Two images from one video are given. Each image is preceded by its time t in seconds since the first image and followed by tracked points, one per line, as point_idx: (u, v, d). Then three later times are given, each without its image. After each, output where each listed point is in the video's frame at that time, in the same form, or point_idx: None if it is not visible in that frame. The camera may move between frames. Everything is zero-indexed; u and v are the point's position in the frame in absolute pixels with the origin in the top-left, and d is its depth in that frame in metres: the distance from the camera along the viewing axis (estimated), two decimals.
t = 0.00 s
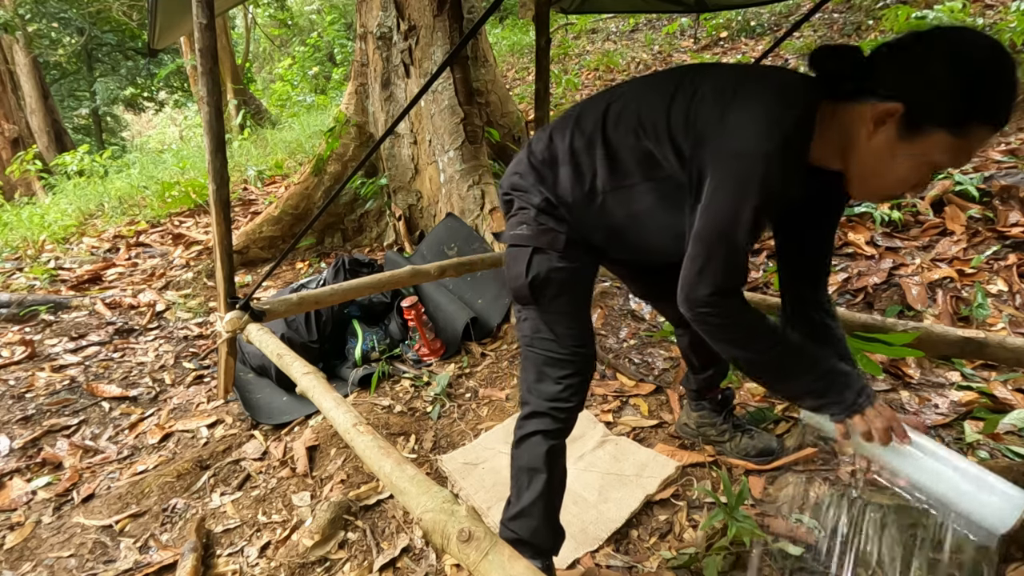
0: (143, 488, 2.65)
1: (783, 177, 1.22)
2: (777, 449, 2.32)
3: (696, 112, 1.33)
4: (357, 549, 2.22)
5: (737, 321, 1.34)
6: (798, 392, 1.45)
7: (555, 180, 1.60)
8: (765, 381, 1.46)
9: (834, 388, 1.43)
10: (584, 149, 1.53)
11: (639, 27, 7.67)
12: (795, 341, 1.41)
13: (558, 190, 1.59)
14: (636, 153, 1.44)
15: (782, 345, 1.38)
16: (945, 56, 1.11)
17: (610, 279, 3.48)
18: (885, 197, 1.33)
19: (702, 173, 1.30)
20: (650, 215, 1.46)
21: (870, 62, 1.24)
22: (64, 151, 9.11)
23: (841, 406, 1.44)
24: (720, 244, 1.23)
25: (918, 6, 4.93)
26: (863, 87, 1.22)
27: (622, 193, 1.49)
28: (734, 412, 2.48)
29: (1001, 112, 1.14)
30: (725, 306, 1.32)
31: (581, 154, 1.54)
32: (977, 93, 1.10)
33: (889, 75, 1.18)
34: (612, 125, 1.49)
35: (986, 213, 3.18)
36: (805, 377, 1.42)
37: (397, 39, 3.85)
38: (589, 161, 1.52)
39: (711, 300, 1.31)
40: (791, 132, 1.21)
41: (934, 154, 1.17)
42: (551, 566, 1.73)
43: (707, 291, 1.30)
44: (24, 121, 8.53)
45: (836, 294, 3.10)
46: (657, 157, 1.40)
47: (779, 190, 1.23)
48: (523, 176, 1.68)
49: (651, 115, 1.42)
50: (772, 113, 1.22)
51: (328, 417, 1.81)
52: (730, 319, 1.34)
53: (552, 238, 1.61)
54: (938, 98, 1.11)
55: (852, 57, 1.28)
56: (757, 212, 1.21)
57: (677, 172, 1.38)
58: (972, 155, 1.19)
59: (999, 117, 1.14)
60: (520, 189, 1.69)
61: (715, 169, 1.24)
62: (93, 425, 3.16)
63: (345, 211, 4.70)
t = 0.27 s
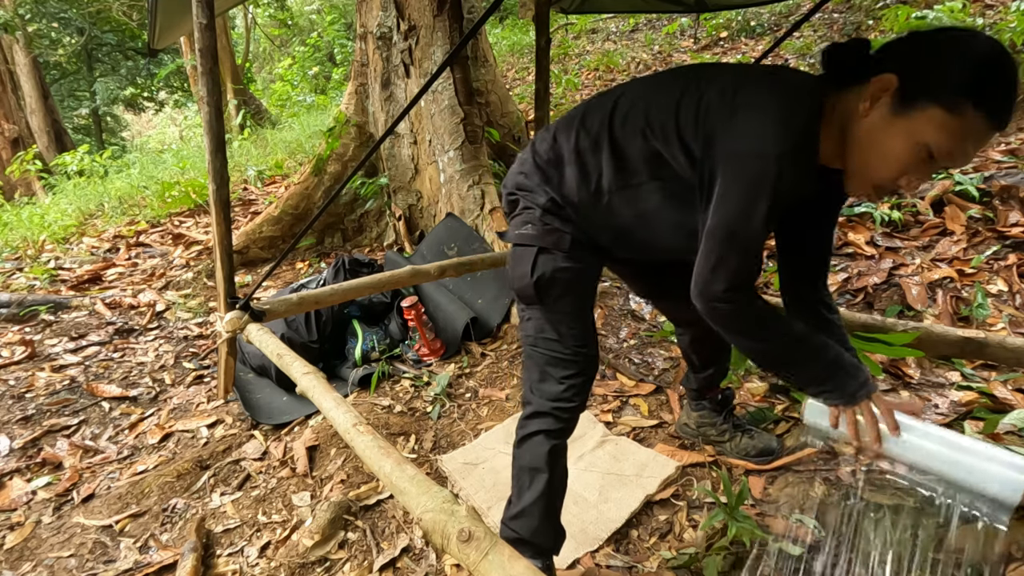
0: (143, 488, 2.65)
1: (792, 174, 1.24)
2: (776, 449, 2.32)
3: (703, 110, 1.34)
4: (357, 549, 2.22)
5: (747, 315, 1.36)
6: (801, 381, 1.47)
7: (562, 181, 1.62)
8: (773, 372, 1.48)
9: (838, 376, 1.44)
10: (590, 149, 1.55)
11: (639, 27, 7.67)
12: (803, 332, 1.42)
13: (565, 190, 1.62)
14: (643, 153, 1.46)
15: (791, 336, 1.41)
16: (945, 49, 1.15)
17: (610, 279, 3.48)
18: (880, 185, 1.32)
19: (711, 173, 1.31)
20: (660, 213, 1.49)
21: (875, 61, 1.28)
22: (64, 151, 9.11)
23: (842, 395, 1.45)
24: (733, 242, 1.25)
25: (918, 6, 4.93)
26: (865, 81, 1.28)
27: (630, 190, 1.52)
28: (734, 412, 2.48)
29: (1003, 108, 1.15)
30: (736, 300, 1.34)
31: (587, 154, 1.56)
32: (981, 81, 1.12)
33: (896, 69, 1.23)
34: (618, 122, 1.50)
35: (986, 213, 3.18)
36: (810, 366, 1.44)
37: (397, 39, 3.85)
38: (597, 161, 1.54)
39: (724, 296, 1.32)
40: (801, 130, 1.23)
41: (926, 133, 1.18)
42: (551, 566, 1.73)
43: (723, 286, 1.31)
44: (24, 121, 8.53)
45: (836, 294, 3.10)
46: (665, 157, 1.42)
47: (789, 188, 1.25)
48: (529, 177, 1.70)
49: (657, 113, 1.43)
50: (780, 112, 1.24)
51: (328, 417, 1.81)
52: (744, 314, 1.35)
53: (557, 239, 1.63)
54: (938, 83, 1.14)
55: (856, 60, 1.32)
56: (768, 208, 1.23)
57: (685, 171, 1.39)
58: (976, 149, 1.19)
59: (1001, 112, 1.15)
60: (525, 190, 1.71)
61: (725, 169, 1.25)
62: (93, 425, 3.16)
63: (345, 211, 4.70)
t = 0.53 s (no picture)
0: (143, 488, 2.65)
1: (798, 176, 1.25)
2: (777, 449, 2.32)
3: (708, 111, 1.34)
4: (357, 549, 2.22)
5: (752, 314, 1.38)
6: (802, 378, 1.48)
7: (566, 181, 1.63)
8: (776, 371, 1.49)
9: (839, 371, 1.47)
10: (593, 149, 1.56)
11: (639, 27, 7.68)
12: (805, 328, 1.45)
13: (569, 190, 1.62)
14: (647, 153, 1.47)
15: (794, 334, 1.43)
16: (945, 46, 1.16)
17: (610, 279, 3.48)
18: (875, 178, 1.32)
19: (716, 173, 1.31)
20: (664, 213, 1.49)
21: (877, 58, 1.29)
22: (64, 151, 9.11)
23: (844, 392, 1.49)
24: (740, 243, 1.26)
25: (918, 6, 4.93)
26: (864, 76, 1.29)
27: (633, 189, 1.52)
28: (734, 412, 2.47)
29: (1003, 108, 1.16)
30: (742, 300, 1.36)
31: (591, 154, 1.56)
32: (981, 76, 1.12)
33: (896, 65, 1.23)
34: (621, 121, 1.51)
35: (986, 213, 3.18)
36: (814, 361, 1.46)
37: (397, 39, 3.85)
38: (601, 161, 1.55)
39: (730, 296, 1.33)
40: (804, 131, 1.24)
41: (922, 125, 1.18)
42: (551, 566, 1.73)
43: (730, 285, 1.32)
44: (24, 121, 8.53)
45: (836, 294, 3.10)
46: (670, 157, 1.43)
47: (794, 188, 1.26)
48: (533, 177, 1.70)
49: (661, 113, 1.43)
50: (786, 115, 1.25)
51: (329, 417, 1.81)
52: (749, 312, 1.37)
53: (561, 239, 1.63)
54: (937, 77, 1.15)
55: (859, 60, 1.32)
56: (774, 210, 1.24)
57: (690, 171, 1.40)
58: (975, 146, 1.19)
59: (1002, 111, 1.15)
60: (529, 190, 1.71)
61: (730, 170, 1.25)
62: (93, 425, 3.16)
63: (346, 211, 4.70)
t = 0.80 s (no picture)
0: (143, 488, 2.65)
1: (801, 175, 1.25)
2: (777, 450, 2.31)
3: (712, 111, 1.34)
4: (357, 549, 2.22)
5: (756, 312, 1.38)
6: (804, 374, 1.49)
7: (568, 181, 1.63)
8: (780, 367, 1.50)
9: (843, 367, 1.48)
10: (596, 149, 1.55)
11: (639, 27, 7.68)
12: (809, 326, 1.46)
13: (572, 191, 1.62)
14: (650, 153, 1.47)
15: (797, 332, 1.43)
16: (947, 46, 1.16)
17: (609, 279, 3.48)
18: (873, 175, 1.32)
19: (719, 174, 1.32)
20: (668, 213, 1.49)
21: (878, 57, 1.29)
22: (64, 151, 9.11)
23: (846, 386, 1.49)
24: (744, 243, 1.26)
25: (918, 6, 4.93)
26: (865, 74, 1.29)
27: (635, 189, 1.52)
28: (734, 412, 2.47)
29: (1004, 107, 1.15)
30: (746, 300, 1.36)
31: (593, 154, 1.56)
32: (981, 74, 1.12)
33: (896, 63, 1.23)
34: (624, 121, 1.51)
35: (986, 213, 3.18)
36: (818, 359, 1.46)
37: (397, 39, 3.85)
38: (603, 162, 1.55)
39: (733, 295, 1.34)
40: (807, 131, 1.24)
41: (920, 121, 1.17)
42: (551, 565, 1.73)
43: (735, 285, 1.33)
44: (24, 121, 8.53)
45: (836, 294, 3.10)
46: (673, 158, 1.43)
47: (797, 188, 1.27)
48: (535, 177, 1.69)
49: (664, 114, 1.43)
50: (789, 116, 1.25)
51: (328, 417, 1.81)
52: (752, 311, 1.37)
53: (564, 239, 1.63)
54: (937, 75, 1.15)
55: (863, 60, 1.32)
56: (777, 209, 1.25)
57: (694, 172, 1.40)
58: (975, 144, 1.19)
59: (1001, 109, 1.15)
60: (532, 190, 1.70)
61: (733, 170, 1.26)
62: (93, 425, 3.16)
63: (346, 211, 4.71)
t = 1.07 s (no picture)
0: (143, 488, 2.65)
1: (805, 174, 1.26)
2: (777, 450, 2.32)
3: (714, 112, 1.35)
4: (357, 549, 2.22)
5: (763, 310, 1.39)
6: (812, 368, 1.50)
7: (571, 182, 1.63)
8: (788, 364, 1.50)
9: (851, 362, 1.49)
10: (598, 150, 1.56)
11: (639, 27, 7.68)
12: (815, 322, 1.46)
13: (574, 191, 1.63)
14: (653, 153, 1.47)
15: (803, 329, 1.44)
16: (946, 44, 1.17)
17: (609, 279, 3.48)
18: (875, 172, 1.33)
19: (722, 176, 1.32)
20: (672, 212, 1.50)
21: (877, 54, 1.29)
22: (64, 151, 9.11)
23: (855, 380, 1.51)
24: (749, 245, 1.27)
25: (918, 6, 4.93)
26: (864, 72, 1.29)
27: (638, 189, 1.53)
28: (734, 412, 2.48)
29: (1002, 103, 1.17)
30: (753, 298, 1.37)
31: (596, 155, 1.56)
32: (981, 76, 1.13)
33: (896, 63, 1.24)
34: (625, 121, 1.51)
35: (986, 213, 3.18)
36: (825, 356, 1.47)
37: (397, 39, 3.85)
38: (606, 162, 1.55)
39: (739, 295, 1.35)
40: (810, 131, 1.25)
41: (922, 125, 1.19)
42: (551, 565, 1.73)
43: (741, 286, 1.34)
44: (24, 121, 8.53)
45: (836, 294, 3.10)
46: (676, 158, 1.43)
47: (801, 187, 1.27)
48: (537, 177, 1.69)
49: (667, 114, 1.43)
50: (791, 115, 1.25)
51: (328, 417, 1.81)
52: (758, 310, 1.38)
53: (567, 238, 1.63)
54: (938, 76, 1.16)
55: (863, 56, 1.31)
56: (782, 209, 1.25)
57: (697, 173, 1.40)
58: (975, 143, 1.21)
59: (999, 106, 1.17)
60: (534, 191, 1.70)
61: (736, 173, 1.26)
62: (93, 425, 3.16)
63: (346, 211, 4.71)
